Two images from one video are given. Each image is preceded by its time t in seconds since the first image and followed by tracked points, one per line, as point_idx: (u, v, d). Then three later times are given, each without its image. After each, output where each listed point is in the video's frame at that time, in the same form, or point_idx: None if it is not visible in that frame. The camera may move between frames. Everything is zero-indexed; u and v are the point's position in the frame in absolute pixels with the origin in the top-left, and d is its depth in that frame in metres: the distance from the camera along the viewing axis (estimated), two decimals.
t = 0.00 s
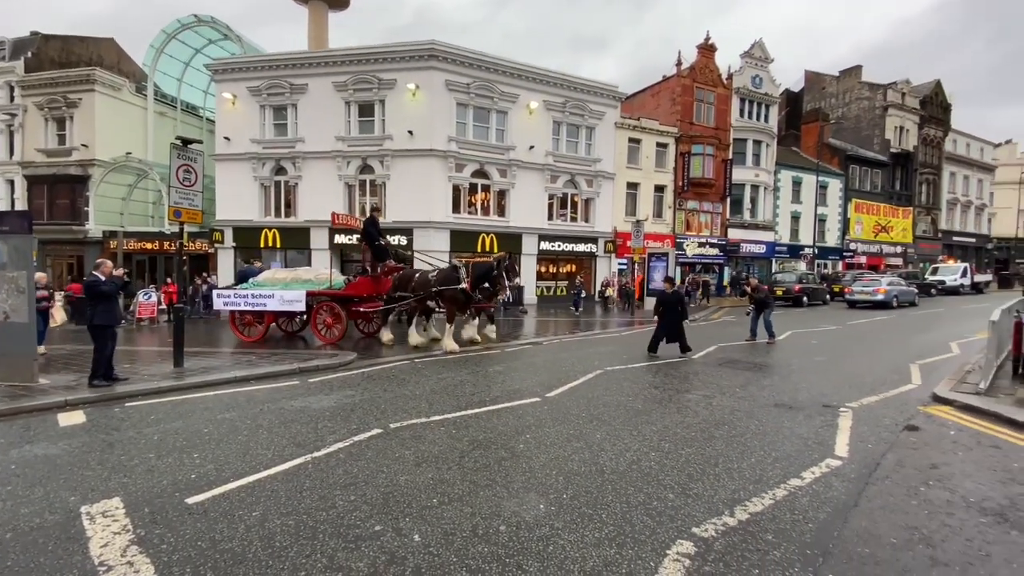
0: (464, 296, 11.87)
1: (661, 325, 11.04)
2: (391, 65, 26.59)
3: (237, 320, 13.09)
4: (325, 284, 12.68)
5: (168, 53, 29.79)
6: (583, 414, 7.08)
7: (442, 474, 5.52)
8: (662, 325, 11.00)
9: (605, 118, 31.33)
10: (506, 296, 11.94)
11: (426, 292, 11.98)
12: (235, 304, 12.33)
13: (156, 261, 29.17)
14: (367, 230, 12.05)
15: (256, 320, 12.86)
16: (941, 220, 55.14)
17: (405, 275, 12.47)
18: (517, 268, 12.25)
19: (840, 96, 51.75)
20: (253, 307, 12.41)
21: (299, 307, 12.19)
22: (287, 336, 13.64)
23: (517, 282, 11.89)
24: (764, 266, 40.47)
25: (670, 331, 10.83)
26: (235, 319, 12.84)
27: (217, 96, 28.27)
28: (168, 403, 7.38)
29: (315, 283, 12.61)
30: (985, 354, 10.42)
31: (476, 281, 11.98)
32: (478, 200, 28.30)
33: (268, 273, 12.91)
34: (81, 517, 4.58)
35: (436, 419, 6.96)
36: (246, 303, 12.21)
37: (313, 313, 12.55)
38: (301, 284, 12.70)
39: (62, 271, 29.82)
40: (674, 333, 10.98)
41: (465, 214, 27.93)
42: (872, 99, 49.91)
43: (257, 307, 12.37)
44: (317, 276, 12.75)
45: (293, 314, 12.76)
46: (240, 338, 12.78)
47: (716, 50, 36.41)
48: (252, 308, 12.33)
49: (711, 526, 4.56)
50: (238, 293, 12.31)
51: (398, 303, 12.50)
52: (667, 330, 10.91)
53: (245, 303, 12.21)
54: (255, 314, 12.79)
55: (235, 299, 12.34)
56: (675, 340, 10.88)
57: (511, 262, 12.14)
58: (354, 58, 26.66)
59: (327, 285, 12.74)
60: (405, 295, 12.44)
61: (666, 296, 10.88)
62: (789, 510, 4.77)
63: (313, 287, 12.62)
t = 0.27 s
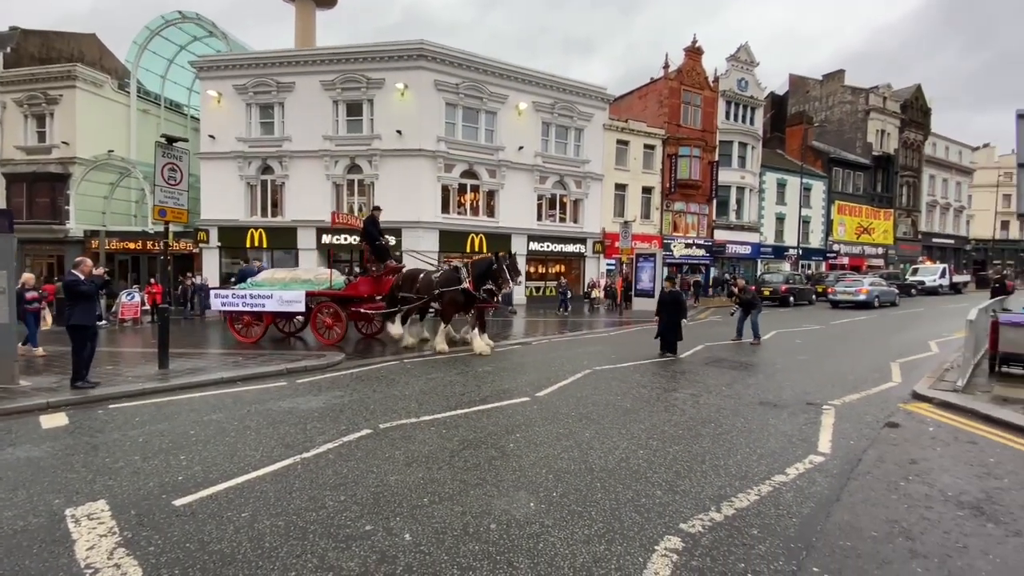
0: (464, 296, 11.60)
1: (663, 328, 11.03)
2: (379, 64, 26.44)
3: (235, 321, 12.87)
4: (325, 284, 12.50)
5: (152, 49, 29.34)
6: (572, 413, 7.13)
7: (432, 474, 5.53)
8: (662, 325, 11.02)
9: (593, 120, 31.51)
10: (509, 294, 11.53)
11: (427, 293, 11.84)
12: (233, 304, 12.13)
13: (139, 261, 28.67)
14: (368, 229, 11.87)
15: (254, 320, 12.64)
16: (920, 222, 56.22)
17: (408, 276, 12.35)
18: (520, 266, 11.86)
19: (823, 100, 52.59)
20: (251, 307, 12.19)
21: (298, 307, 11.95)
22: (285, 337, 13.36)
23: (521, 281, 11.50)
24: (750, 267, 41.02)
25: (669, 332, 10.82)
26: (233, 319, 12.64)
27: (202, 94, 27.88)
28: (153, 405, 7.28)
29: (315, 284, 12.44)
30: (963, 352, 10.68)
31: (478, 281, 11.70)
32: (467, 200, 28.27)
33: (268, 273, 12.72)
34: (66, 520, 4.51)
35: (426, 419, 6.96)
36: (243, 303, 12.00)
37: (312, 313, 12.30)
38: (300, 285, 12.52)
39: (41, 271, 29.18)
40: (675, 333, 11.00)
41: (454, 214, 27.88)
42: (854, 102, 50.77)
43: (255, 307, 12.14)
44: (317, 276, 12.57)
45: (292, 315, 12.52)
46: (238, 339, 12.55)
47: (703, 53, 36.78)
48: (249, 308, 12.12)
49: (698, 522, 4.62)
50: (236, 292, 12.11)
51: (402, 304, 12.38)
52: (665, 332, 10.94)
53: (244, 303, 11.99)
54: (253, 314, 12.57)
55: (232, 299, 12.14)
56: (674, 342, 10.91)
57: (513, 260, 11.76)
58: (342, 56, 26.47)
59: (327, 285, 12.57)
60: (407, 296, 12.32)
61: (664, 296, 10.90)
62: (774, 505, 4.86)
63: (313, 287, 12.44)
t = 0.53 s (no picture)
0: (470, 297, 11.40)
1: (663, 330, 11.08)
2: (368, 65, 26.30)
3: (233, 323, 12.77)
4: (325, 286, 12.33)
5: (136, 48, 28.89)
6: (563, 414, 7.17)
7: (424, 476, 5.52)
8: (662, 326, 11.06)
9: (583, 122, 31.69)
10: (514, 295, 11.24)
11: (432, 295, 11.64)
12: (232, 307, 12.07)
13: (122, 262, 28.16)
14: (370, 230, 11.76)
15: (253, 323, 12.55)
16: (901, 225, 57.28)
17: (411, 278, 12.12)
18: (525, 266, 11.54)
19: (808, 104, 53.43)
20: (251, 309, 12.14)
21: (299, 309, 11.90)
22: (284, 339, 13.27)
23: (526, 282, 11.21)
24: (737, 269, 41.39)
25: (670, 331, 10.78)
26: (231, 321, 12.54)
27: (187, 92, 27.49)
28: (139, 408, 7.17)
29: (315, 286, 12.27)
30: (944, 352, 10.91)
31: (482, 282, 11.46)
32: (457, 201, 28.21)
33: (267, 274, 12.56)
34: (50, 526, 4.43)
35: (416, 420, 6.95)
36: (242, 305, 11.96)
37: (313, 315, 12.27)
38: (301, 286, 12.35)
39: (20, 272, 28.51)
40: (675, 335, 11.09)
41: (444, 215, 27.81)
42: (838, 107, 51.62)
43: (254, 309, 12.10)
44: (318, 278, 12.36)
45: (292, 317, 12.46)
46: (236, 341, 12.49)
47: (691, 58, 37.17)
48: (249, 310, 12.06)
49: (688, 520, 4.68)
50: (235, 294, 12.04)
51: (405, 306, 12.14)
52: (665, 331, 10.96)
53: (242, 305, 11.94)
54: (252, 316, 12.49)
55: (231, 301, 12.07)
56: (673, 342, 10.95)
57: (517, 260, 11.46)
58: (331, 56, 26.30)
59: (328, 287, 12.39)
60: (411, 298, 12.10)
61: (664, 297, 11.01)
62: (763, 503, 4.93)
63: (313, 289, 12.28)
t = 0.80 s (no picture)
0: (475, 301, 11.11)
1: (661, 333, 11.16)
2: (358, 67, 26.18)
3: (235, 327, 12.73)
4: (326, 289, 11.92)
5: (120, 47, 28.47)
6: (554, 417, 7.19)
7: (415, 480, 5.50)
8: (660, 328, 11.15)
9: (572, 127, 31.88)
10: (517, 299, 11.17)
11: (435, 299, 11.31)
12: (231, 310, 11.99)
13: (105, 264, 27.66)
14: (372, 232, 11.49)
15: (253, 326, 12.42)
16: (883, 229, 58.30)
17: (412, 282, 11.77)
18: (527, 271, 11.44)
19: (792, 111, 54.30)
20: (250, 312, 12.01)
21: (298, 313, 11.66)
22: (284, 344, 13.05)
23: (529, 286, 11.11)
24: (723, 272, 41.83)
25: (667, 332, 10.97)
26: (232, 325, 12.48)
27: (173, 93, 27.14)
28: (123, 414, 7.05)
29: (315, 288, 11.87)
30: (925, 354, 11.13)
31: (486, 287, 11.28)
32: (447, 204, 28.12)
33: (267, 278, 12.31)
34: (32, 534, 4.34)
35: (407, 424, 6.93)
36: (241, 308, 11.87)
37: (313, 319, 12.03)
38: (301, 289, 11.99)
39: None
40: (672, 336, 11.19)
41: (433, 218, 27.72)
42: (821, 114, 52.49)
43: (253, 312, 11.97)
44: (318, 281, 11.95)
45: (292, 320, 12.27)
46: (236, 345, 12.41)
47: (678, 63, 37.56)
48: (248, 313, 11.95)
49: (679, 521, 4.73)
50: (235, 297, 11.96)
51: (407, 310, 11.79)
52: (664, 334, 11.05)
53: (241, 308, 11.84)
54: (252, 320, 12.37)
55: (231, 304, 11.98)
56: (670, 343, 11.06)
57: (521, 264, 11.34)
58: (320, 58, 26.14)
59: (328, 290, 11.97)
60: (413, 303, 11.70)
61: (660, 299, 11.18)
62: (751, 504, 5.00)
63: (313, 293, 11.91)
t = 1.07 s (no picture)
0: (475, 305, 10.78)
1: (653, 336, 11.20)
2: (347, 71, 26.04)
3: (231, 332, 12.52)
4: (326, 293, 11.83)
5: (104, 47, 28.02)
6: (545, 421, 7.20)
7: (405, 486, 5.47)
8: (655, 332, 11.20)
9: (561, 132, 32.06)
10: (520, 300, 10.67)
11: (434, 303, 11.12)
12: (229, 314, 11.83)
13: (86, 267, 27.11)
14: (373, 235, 11.58)
15: (251, 331, 12.25)
16: (865, 235, 59.32)
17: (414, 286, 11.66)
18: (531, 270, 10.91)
19: (776, 118, 55.18)
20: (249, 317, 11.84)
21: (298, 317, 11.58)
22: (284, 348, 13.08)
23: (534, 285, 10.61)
24: (710, 277, 42.30)
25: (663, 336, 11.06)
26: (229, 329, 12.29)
27: (157, 95, 26.76)
28: (105, 421, 6.90)
29: (315, 293, 11.83)
30: (906, 357, 11.35)
31: (488, 288, 10.91)
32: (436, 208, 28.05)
33: (265, 282, 12.27)
34: (11, 545, 4.23)
35: (397, 429, 6.89)
36: (240, 313, 11.68)
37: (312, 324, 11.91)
38: (300, 293, 11.96)
39: None
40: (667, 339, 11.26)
41: (422, 222, 27.59)
42: (805, 121, 53.38)
43: (252, 317, 11.80)
44: (318, 285, 11.91)
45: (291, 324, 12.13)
46: (233, 350, 12.20)
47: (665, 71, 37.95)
48: (247, 319, 11.78)
49: (669, 525, 4.75)
50: (233, 302, 11.80)
51: (406, 314, 11.71)
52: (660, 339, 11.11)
53: (240, 313, 11.66)
54: (250, 324, 12.21)
55: (229, 309, 11.82)
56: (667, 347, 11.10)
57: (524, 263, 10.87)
58: (308, 61, 25.95)
59: (328, 294, 11.88)
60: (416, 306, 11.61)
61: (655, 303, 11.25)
62: (740, 506, 5.05)
63: (313, 297, 11.84)
